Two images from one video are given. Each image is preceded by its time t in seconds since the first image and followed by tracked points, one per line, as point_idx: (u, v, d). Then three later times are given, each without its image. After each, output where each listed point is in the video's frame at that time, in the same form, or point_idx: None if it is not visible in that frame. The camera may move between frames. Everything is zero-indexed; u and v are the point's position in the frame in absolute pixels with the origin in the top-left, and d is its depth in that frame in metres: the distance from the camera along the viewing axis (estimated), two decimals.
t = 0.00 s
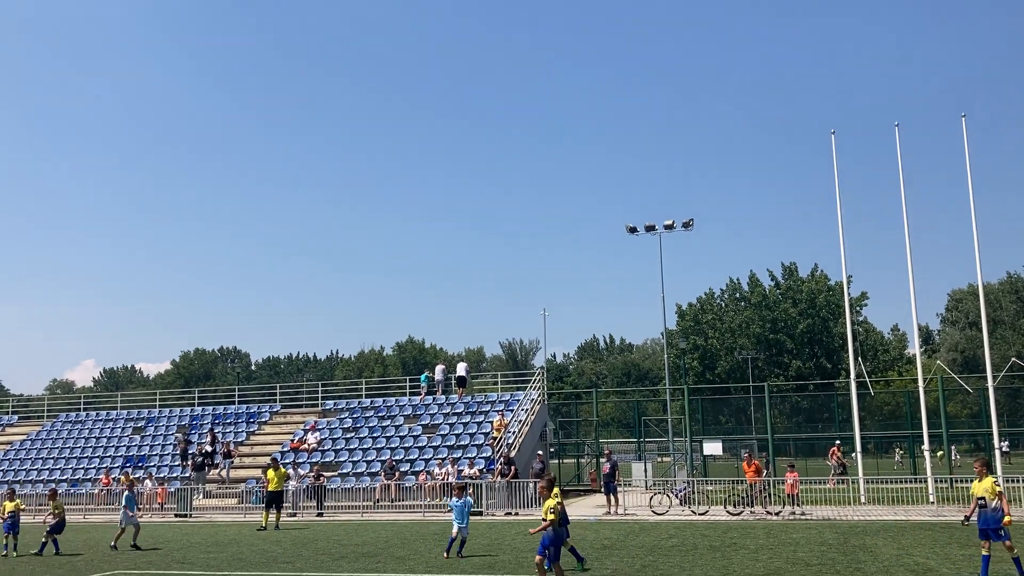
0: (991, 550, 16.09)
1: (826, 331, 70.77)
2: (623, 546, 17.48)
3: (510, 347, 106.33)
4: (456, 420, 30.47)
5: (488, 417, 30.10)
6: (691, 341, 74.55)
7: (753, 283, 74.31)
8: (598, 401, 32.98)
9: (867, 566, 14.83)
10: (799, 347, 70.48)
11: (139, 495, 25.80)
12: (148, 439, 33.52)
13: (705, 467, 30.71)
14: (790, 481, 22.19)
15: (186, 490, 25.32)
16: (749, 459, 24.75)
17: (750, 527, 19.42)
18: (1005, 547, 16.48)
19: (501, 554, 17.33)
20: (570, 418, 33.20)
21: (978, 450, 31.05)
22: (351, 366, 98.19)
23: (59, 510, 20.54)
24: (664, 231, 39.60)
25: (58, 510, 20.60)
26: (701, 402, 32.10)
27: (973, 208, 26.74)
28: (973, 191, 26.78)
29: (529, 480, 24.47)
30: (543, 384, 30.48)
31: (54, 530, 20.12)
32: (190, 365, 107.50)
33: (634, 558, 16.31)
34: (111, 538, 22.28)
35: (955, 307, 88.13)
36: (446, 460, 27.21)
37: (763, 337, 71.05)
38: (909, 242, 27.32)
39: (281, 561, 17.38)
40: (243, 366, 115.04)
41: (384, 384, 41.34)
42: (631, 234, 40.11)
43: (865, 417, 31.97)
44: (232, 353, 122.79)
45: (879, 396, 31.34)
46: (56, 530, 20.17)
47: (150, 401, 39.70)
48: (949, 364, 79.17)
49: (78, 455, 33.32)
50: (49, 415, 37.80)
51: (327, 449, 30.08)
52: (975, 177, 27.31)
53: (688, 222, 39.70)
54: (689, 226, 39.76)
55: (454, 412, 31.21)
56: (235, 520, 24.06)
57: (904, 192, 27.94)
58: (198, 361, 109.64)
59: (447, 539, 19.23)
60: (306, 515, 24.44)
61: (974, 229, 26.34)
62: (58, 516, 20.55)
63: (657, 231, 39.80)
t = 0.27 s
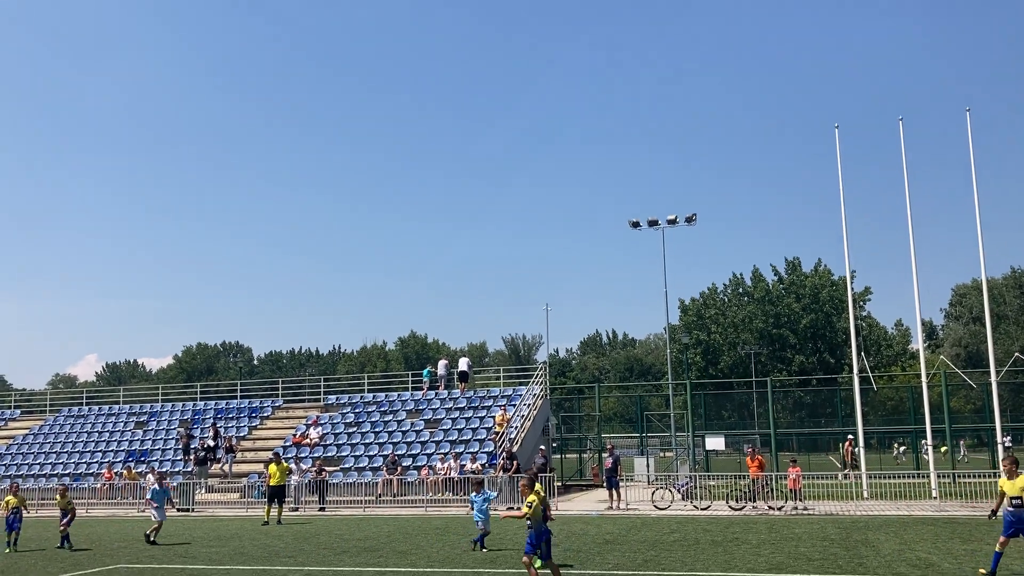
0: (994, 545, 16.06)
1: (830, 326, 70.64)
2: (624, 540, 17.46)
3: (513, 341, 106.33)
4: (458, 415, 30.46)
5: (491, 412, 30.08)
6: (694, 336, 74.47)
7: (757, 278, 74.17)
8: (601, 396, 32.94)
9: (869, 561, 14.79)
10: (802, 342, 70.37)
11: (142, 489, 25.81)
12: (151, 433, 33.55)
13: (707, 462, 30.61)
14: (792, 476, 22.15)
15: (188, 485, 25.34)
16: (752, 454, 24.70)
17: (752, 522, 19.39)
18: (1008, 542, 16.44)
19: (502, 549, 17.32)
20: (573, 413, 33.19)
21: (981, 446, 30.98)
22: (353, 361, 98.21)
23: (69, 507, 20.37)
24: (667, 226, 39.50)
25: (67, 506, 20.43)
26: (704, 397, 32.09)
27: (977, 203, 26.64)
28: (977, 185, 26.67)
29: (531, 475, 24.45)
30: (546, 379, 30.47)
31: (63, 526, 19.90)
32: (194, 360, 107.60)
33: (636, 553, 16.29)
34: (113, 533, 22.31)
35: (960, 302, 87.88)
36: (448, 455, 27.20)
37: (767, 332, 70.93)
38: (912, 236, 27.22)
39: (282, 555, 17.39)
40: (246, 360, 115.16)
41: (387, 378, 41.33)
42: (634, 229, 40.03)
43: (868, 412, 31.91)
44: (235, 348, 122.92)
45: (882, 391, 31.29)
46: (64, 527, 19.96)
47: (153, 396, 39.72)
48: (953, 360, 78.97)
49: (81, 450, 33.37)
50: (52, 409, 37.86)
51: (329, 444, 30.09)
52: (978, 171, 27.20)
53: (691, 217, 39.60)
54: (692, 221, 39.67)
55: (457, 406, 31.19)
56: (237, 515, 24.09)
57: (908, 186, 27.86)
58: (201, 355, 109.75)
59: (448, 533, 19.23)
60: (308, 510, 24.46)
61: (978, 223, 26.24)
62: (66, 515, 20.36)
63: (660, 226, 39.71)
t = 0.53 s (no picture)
0: (997, 537, 16.11)
1: (834, 319, 70.60)
2: (628, 531, 17.54)
3: (517, 334, 106.42)
4: (462, 407, 30.54)
5: (494, 404, 30.17)
6: (697, 329, 74.47)
7: (760, 270, 74.12)
8: (604, 388, 32.98)
9: (872, 552, 14.85)
10: (806, 335, 70.36)
11: (149, 480, 25.90)
12: (156, 425, 33.68)
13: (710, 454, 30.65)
14: (796, 468, 22.20)
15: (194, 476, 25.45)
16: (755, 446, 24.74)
17: (756, 513, 19.44)
18: (1011, 533, 16.48)
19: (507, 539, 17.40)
20: (576, 405, 33.26)
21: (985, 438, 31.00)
22: (357, 353, 98.35)
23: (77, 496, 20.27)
24: (671, 218, 39.48)
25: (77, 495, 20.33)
26: (708, 389, 32.12)
27: (981, 195, 26.62)
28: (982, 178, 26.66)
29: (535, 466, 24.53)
30: (549, 371, 30.52)
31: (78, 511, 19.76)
32: (198, 352, 107.85)
33: (639, 544, 16.36)
34: (119, 523, 22.43)
35: (964, 295, 87.77)
36: (452, 447, 27.29)
37: (770, 325, 70.91)
38: (916, 229, 27.23)
39: (288, 546, 17.49)
40: (250, 352, 115.34)
41: (391, 370, 41.43)
42: (638, 221, 40.02)
43: (871, 405, 31.94)
44: (239, 341, 123.13)
45: (886, 383, 31.33)
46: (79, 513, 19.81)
47: (158, 387, 39.83)
48: (957, 352, 78.87)
49: (87, 441, 33.50)
50: (58, 400, 38.01)
51: (334, 435, 30.19)
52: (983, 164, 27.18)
53: (695, 210, 39.59)
54: (696, 214, 39.66)
55: (461, 398, 31.28)
56: (242, 506, 24.20)
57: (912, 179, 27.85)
58: (205, 347, 109.97)
59: (453, 524, 19.32)
60: (313, 501, 24.57)
61: (982, 216, 26.25)
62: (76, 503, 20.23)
63: (664, 218, 39.70)
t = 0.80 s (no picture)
0: (1002, 528, 16.09)
1: (839, 311, 70.49)
2: (632, 523, 17.54)
3: (521, 327, 106.48)
4: (466, 399, 30.57)
5: (499, 396, 30.19)
6: (702, 321, 74.42)
7: (766, 263, 73.99)
8: (609, 380, 32.97)
9: (876, 544, 14.83)
10: (811, 327, 70.25)
11: (154, 472, 25.99)
12: (162, 417, 33.76)
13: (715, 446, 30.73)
14: (800, 461, 22.20)
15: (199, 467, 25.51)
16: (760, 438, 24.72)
17: (760, 505, 19.42)
18: (1016, 525, 16.45)
19: (511, 530, 17.42)
20: (581, 397, 33.27)
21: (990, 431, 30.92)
22: (362, 346, 98.48)
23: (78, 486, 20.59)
24: (675, 210, 39.40)
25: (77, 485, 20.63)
26: (712, 381, 32.09)
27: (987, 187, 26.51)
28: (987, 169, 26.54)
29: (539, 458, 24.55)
30: (554, 364, 30.55)
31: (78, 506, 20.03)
32: (204, 344, 108.12)
33: (643, 535, 16.37)
34: (125, 515, 22.51)
35: (970, 287, 87.56)
36: (457, 439, 27.33)
37: (775, 317, 70.80)
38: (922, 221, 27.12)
39: (293, 537, 17.54)
40: (255, 345, 115.54)
41: (395, 363, 41.47)
42: (643, 213, 39.96)
43: (876, 397, 31.88)
44: (245, 333, 123.36)
45: (891, 375, 31.27)
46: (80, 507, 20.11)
47: (164, 380, 39.92)
48: (963, 345, 78.69)
49: (93, 433, 33.64)
50: (64, 392, 38.16)
51: (338, 427, 30.24)
52: (988, 155, 27.07)
53: (699, 202, 39.51)
54: (701, 206, 39.58)
55: (465, 390, 31.31)
56: (247, 498, 24.26)
57: (918, 171, 27.75)
58: (210, 340, 110.23)
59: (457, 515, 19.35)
60: (318, 493, 24.62)
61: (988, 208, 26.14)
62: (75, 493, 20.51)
63: (669, 210, 39.63)
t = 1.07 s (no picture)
0: (1005, 519, 16.15)
1: (844, 302, 70.46)
2: (636, 513, 17.65)
3: (526, 318, 106.62)
4: (471, 390, 30.69)
5: (504, 387, 30.30)
6: (707, 312, 74.47)
7: (771, 253, 73.95)
8: (613, 371, 33.06)
9: (880, 534, 14.91)
10: (816, 318, 70.24)
11: (161, 463, 26.16)
12: (169, 408, 33.97)
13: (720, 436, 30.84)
14: (804, 451, 22.28)
15: (206, 458, 25.69)
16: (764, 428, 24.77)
17: (764, 495, 19.50)
18: (1020, 515, 16.51)
19: (517, 520, 17.54)
20: (586, 388, 33.36)
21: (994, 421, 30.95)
22: (367, 337, 98.72)
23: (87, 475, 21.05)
24: (680, 201, 39.39)
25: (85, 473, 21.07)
26: (717, 372, 32.16)
27: (992, 177, 26.49)
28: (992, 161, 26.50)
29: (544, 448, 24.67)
30: (559, 355, 30.64)
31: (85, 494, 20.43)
32: (209, 335, 108.41)
33: (647, 525, 16.48)
34: (133, 505, 22.69)
35: (975, 278, 87.42)
36: (462, 429, 27.45)
37: (780, 308, 70.81)
38: (927, 211, 27.11)
39: (300, 527, 17.69)
40: (261, 336, 115.86)
41: (401, 353, 41.63)
42: (647, 204, 39.98)
43: (881, 387, 31.93)
44: (251, 324, 123.73)
45: (896, 366, 31.31)
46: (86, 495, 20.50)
47: (170, 370, 40.13)
48: (968, 335, 78.59)
49: (101, 423, 33.84)
50: (71, 383, 38.38)
51: (344, 418, 30.40)
52: (993, 145, 27.01)
53: (704, 193, 39.49)
54: (705, 197, 39.56)
55: (471, 381, 31.41)
56: (254, 488, 24.43)
57: (923, 161, 27.70)
58: (216, 331, 110.59)
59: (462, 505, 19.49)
60: (324, 483, 24.78)
61: (993, 199, 26.13)
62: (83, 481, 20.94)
63: (673, 201, 39.62)
